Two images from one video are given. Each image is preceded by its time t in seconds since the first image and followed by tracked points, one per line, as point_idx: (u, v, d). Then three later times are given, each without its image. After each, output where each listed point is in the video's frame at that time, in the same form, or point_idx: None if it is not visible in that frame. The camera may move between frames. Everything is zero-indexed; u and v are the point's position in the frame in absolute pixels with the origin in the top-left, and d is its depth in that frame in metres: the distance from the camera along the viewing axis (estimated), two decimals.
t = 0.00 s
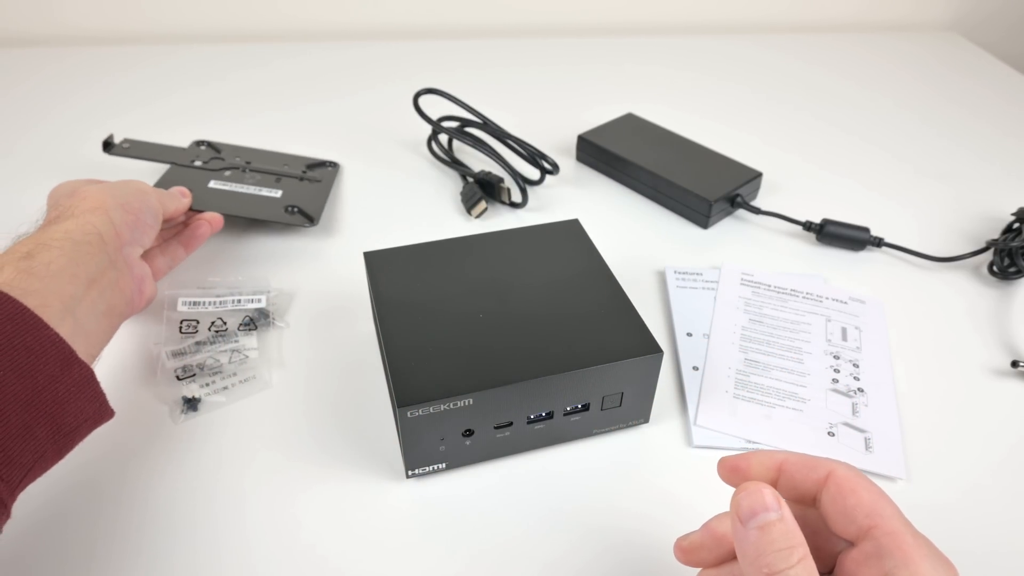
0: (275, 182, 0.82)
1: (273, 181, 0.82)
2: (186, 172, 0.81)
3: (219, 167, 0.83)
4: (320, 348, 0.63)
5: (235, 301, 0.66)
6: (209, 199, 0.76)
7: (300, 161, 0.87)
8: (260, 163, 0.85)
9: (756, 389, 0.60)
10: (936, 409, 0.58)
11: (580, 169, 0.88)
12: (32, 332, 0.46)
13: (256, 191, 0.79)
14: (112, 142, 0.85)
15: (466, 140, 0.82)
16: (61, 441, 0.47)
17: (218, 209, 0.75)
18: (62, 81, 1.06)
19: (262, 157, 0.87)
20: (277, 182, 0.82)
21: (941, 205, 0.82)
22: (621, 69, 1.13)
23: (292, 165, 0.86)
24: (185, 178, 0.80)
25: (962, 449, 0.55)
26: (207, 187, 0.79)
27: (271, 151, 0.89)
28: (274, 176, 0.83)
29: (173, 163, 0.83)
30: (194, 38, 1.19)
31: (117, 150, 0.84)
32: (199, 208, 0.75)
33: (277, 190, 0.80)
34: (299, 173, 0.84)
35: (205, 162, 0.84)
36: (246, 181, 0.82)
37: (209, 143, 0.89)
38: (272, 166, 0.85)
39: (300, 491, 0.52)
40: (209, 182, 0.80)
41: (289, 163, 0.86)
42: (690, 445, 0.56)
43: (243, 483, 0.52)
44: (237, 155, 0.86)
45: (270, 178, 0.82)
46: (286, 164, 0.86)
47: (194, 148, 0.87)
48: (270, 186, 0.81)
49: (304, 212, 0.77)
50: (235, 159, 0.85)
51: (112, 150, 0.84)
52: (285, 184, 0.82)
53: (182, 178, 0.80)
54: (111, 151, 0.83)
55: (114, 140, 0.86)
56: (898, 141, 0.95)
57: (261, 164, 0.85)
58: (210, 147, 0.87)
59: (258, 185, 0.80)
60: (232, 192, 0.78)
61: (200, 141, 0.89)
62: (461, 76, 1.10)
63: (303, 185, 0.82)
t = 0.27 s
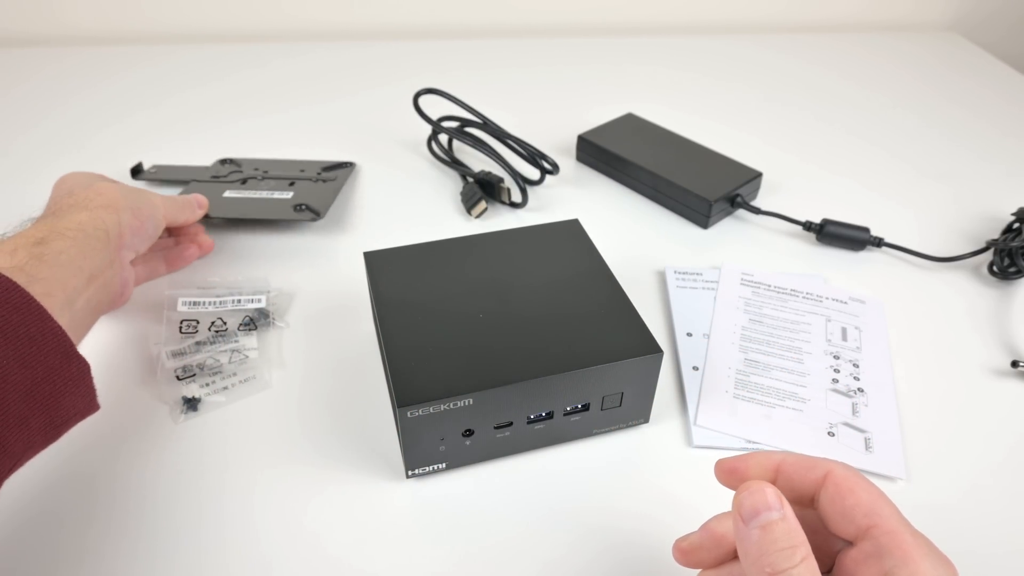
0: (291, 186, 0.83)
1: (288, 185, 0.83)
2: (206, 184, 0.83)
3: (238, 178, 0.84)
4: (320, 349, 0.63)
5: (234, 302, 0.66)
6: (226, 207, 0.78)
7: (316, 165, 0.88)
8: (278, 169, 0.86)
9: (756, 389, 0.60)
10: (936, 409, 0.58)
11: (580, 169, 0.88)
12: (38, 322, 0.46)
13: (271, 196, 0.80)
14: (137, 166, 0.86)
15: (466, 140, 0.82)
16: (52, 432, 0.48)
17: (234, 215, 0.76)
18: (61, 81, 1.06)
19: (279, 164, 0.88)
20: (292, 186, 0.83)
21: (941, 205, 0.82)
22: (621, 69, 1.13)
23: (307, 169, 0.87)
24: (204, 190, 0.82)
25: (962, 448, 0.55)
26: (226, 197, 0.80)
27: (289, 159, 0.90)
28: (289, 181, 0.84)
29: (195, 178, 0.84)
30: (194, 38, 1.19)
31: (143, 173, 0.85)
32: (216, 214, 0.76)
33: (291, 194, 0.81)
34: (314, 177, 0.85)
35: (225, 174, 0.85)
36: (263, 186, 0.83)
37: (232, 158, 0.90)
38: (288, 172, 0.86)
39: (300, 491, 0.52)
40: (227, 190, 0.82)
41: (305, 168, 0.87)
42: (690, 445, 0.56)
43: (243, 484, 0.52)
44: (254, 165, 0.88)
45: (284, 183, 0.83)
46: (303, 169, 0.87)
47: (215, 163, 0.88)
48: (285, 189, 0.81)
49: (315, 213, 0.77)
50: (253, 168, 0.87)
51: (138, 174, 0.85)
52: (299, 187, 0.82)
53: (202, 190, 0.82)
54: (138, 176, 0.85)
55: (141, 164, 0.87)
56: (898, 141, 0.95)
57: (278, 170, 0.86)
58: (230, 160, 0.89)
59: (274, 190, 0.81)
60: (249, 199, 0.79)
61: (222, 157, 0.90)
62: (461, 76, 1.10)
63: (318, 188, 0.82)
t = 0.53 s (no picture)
0: (300, 194, 0.83)
1: (297, 194, 0.83)
2: (215, 193, 0.83)
3: (246, 185, 0.85)
4: (321, 349, 0.63)
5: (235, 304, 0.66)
6: (238, 220, 0.78)
7: (322, 168, 0.88)
8: (285, 175, 0.87)
9: (756, 389, 0.60)
10: (936, 409, 0.58)
11: (580, 169, 0.88)
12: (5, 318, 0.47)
13: (281, 207, 0.81)
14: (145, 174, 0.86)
15: (466, 140, 0.82)
16: (10, 428, 0.48)
17: (245, 229, 0.77)
18: (62, 81, 1.06)
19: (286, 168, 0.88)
20: (301, 194, 0.83)
21: (941, 205, 0.82)
22: (621, 69, 1.13)
23: (314, 173, 0.87)
24: (213, 199, 0.82)
25: (961, 449, 0.55)
26: (236, 209, 0.80)
27: (294, 160, 0.90)
28: (298, 186, 0.85)
29: (203, 186, 0.85)
30: (194, 38, 1.19)
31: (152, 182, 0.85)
32: (228, 230, 0.77)
33: (301, 204, 0.81)
34: (322, 182, 0.86)
35: (232, 181, 0.86)
36: (272, 194, 0.83)
37: (236, 160, 0.90)
38: (295, 175, 0.87)
39: (300, 491, 0.52)
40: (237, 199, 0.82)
41: (312, 172, 0.88)
42: (690, 445, 0.56)
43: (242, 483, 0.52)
44: (260, 167, 0.88)
45: (293, 189, 0.84)
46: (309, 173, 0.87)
47: (220, 167, 0.88)
48: (295, 199, 0.82)
49: (326, 226, 0.78)
50: (260, 173, 0.87)
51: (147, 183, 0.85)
52: (308, 195, 0.83)
53: (211, 199, 0.82)
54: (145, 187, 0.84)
55: (148, 171, 0.87)
56: (898, 141, 0.95)
57: (285, 176, 0.87)
58: (236, 164, 0.89)
59: (283, 199, 0.82)
60: (259, 210, 0.80)
61: (226, 159, 0.90)
62: (461, 76, 1.10)
63: (327, 196, 0.83)
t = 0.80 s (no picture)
0: (300, 194, 0.83)
1: (297, 193, 0.83)
2: (214, 194, 0.83)
3: (246, 185, 0.85)
4: (320, 349, 0.63)
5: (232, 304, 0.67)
6: (237, 220, 0.78)
7: (321, 167, 0.88)
8: (284, 174, 0.87)
9: (756, 389, 0.60)
10: (936, 409, 0.58)
11: (580, 169, 0.88)
12: None
13: (281, 207, 0.80)
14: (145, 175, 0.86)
15: (466, 140, 0.82)
16: None
17: (244, 229, 0.77)
18: (61, 81, 1.06)
19: (285, 168, 0.88)
20: (301, 194, 0.83)
21: (941, 205, 0.82)
22: (620, 69, 1.13)
23: (314, 173, 0.87)
24: (213, 199, 0.82)
25: (962, 448, 0.55)
26: (236, 209, 0.80)
27: (294, 159, 0.90)
28: (298, 186, 0.84)
29: (203, 186, 0.84)
30: (193, 38, 1.19)
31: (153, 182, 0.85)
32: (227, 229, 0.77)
33: (301, 204, 0.81)
34: (322, 182, 0.86)
35: (232, 181, 0.85)
36: (272, 194, 0.83)
37: (235, 160, 0.90)
38: (295, 175, 0.87)
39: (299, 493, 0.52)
40: (236, 199, 0.82)
41: (312, 171, 0.87)
42: (690, 445, 0.56)
43: (242, 485, 0.52)
44: (260, 167, 0.88)
45: (293, 189, 0.84)
46: (309, 172, 0.87)
47: (220, 167, 0.88)
48: (294, 199, 0.82)
49: (326, 225, 0.78)
50: (260, 173, 0.87)
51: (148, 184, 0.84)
52: (308, 195, 0.83)
53: (210, 199, 0.82)
54: (145, 188, 0.84)
55: (148, 171, 0.87)
56: (898, 141, 0.94)
57: (285, 175, 0.87)
58: (235, 164, 0.89)
59: (282, 199, 0.82)
60: (259, 210, 0.80)
61: (225, 159, 0.90)
62: (461, 76, 1.10)
63: (327, 195, 0.83)
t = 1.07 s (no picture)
0: (298, 193, 0.83)
1: (296, 193, 0.83)
2: (213, 193, 0.83)
3: (245, 184, 0.84)
4: (319, 350, 0.63)
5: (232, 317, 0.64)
6: (236, 220, 0.78)
7: (320, 167, 0.88)
8: (283, 174, 0.87)
9: (758, 390, 0.59)
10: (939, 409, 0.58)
11: (580, 169, 0.88)
12: None
13: (280, 207, 0.80)
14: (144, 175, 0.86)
15: (466, 140, 0.82)
16: None
17: (243, 230, 0.76)
18: (61, 80, 1.07)
19: (284, 167, 0.88)
20: (300, 194, 0.83)
21: (942, 204, 0.82)
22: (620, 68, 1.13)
23: (313, 172, 0.87)
24: (212, 199, 0.82)
25: (964, 449, 0.55)
26: (234, 208, 0.80)
27: (293, 159, 0.90)
28: (297, 186, 0.84)
29: (202, 186, 0.84)
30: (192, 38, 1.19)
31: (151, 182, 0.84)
32: (225, 229, 0.76)
33: (299, 203, 0.81)
34: (321, 181, 0.85)
35: (231, 180, 0.85)
36: (270, 194, 0.83)
37: (233, 159, 0.89)
38: (294, 175, 0.86)
39: (298, 495, 0.51)
40: (235, 199, 0.82)
41: (311, 171, 0.87)
42: (691, 446, 0.56)
43: (240, 488, 0.51)
44: (259, 167, 0.88)
45: (292, 189, 0.84)
46: (308, 171, 0.87)
47: (219, 167, 0.88)
48: (293, 198, 0.82)
49: (325, 225, 0.77)
50: (258, 172, 0.87)
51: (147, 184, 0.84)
52: (307, 194, 0.83)
53: (209, 199, 0.82)
54: (144, 187, 0.84)
55: (148, 171, 0.87)
56: (899, 141, 0.94)
57: (284, 175, 0.86)
58: (234, 163, 0.88)
59: (281, 199, 0.82)
60: (258, 210, 0.80)
61: (224, 158, 0.90)
62: (461, 75, 1.10)
63: (326, 194, 0.83)
